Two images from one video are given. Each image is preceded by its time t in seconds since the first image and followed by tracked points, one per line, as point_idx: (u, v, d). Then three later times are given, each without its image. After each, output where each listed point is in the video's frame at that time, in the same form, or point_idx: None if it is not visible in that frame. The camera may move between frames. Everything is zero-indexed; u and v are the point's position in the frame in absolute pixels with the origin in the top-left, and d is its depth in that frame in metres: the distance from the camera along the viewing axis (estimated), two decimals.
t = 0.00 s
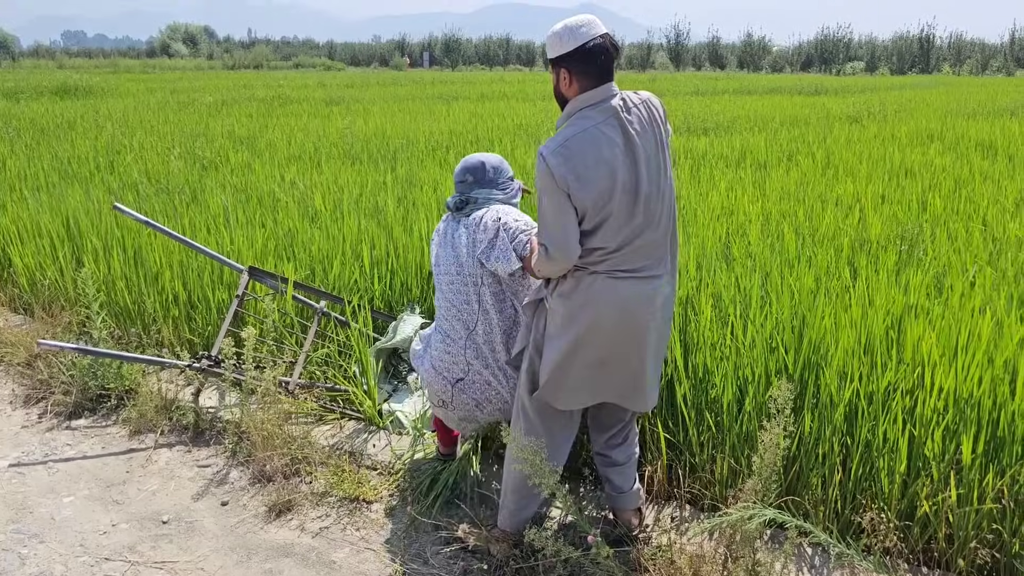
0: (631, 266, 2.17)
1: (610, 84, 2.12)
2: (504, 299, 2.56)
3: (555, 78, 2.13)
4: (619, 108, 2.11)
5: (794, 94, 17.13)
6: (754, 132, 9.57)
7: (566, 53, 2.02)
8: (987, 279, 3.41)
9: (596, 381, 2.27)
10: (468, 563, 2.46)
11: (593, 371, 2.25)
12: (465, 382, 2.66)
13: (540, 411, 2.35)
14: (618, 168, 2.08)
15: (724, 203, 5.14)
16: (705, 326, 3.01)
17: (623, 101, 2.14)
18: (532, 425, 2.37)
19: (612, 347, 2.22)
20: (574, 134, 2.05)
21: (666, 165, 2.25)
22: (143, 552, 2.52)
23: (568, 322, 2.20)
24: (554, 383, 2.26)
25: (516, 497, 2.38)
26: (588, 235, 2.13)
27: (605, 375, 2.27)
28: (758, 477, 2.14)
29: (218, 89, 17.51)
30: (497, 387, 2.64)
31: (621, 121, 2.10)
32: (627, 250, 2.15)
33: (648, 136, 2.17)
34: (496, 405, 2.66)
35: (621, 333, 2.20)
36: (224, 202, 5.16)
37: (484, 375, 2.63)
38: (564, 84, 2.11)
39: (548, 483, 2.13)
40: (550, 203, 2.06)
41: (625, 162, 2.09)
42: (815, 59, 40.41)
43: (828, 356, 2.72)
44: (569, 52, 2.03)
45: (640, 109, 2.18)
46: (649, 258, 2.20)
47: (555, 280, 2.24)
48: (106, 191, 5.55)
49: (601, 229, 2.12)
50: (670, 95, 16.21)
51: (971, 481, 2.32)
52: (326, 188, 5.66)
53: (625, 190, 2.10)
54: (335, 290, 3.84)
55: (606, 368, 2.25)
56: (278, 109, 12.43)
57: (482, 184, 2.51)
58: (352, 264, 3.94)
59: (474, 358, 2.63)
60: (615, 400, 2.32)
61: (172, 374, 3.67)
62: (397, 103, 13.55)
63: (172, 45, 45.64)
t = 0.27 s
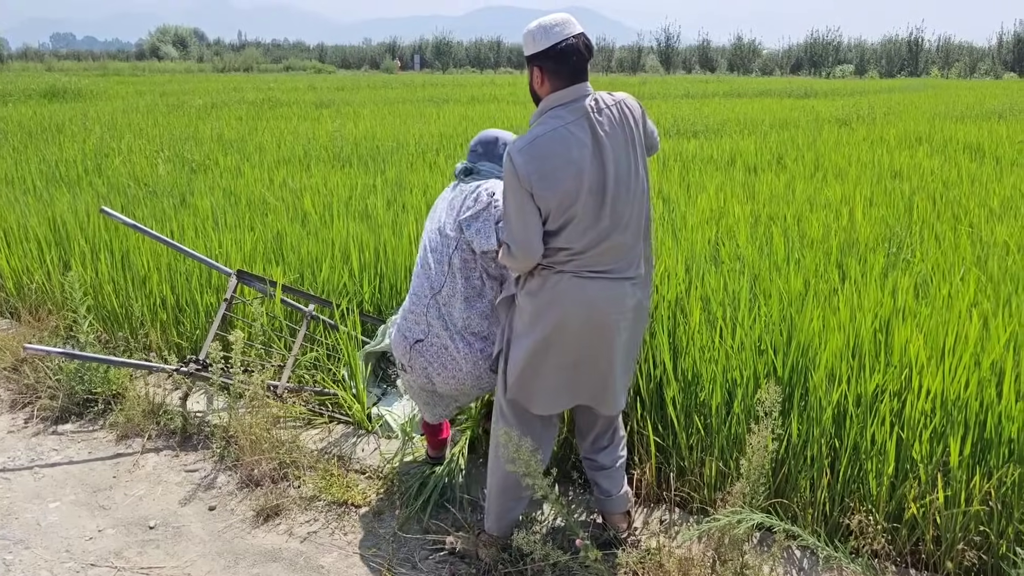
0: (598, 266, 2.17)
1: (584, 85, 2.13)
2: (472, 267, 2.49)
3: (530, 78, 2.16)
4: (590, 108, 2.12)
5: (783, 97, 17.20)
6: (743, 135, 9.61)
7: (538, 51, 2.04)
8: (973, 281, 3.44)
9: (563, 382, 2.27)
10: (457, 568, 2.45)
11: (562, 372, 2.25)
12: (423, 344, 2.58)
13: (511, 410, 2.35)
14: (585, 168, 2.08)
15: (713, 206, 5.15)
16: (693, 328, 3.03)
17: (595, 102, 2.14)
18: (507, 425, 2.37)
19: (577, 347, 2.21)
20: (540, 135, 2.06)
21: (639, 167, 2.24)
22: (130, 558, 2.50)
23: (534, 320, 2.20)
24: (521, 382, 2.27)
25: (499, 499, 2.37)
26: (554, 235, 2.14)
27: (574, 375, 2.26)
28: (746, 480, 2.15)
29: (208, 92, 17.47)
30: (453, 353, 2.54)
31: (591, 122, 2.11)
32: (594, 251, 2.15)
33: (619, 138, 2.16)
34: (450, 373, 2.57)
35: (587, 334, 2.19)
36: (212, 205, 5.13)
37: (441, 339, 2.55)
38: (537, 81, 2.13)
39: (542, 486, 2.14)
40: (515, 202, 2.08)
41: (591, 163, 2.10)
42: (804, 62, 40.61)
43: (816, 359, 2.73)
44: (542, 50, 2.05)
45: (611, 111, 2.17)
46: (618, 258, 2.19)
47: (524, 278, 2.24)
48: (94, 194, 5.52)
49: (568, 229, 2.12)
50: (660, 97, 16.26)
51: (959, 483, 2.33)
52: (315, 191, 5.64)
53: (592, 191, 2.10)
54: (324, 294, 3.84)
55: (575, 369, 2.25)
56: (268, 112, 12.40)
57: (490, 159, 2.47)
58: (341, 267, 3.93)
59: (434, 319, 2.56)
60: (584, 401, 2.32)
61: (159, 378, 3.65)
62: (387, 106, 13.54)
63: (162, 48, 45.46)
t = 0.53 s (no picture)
0: (585, 269, 2.16)
1: (577, 86, 2.12)
2: (454, 248, 2.45)
3: (523, 79, 2.14)
4: (583, 111, 2.11)
5: (779, 100, 17.25)
6: (740, 139, 9.62)
7: (532, 51, 2.03)
8: (972, 285, 3.44)
9: (550, 385, 2.26)
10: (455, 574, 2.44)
11: (549, 374, 2.24)
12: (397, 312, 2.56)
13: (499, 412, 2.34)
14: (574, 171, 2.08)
15: (711, 210, 5.15)
16: (691, 332, 3.02)
17: (588, 105, 2.13)
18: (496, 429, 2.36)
19: (565, 350, 2.21)
20: (531, 136, 2.06)
21: (630, 172, 2.24)
22: (125, 564, 2.48)
23: (520, 322, 2.19)
24: (508, 384, 2.25)
25: (493, 505, 2.36)
26: (541, 237, 2.13)
27: (561, 378, 2.25)
28: (745, 486, 2.15)
29: (204, 94, 17.45)
30: (421, 325, 2.52)
31: (583, 125, 2.10)
32: (582, 254, 2.14)
33: (610, 143, 2.16)
34: (416, 344, 2.55)
35: (575, 336, 2.19)
36: (209, 209, 5.12)
37: (413, 309, 2.53)
38: (531, 82, 2.11)
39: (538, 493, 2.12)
40: (503, 203, 2.07)
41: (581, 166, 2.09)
42: (800, 65, 40.72)
43: (814, 363, 2.73)
44: (536, 50, 2.04)
45: (604, 116, 2.16)
46: (606, 262, 2.19)
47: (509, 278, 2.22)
48: (89, 197, 5.50)
49: (556, 231, 2.11)
50: (656, 101, 16.29)
51: (958, 489, 2.32)
52: (312, 195, 5.63)
53: (580, 194, 2.10)
54: (321, 298, 3.82)
55: (562, 371, 2.24)
56: (265, 115, 12.39)
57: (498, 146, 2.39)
58: (339, 272, 3.92)
59: (410, 289, 2.54)
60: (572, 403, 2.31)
61: (155, 383, 3.63)
62: (384, 110, 13.53)
63: (158, 51, 45.42)
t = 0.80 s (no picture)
0: (585, 278, 2.15)
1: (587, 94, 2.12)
2: (456, 248, 2.41)
3: (533, 85, 2.13)
4: (592, 122, 2.10)
5: (781, 108, 17.28)
6: (743, 147, 9.64)
7: (542, 55, 2.02)
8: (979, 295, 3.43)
9: (548, 393, 2.25)
10: None
11: (547, 381, 2.23)
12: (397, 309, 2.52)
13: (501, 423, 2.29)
14: (579, 181, 2.07)
15: (715, 218, 5.15)
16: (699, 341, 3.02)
17: (598, 114, 2.13)
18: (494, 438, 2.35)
19: (563, 357, 2.20)
20: (539, 143, 2.05)
21: (634, 184, 2.23)
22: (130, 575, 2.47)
23: (517, 330, 2.18)
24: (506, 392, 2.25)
25: (496, 514, 2.35)
26: (541, 244, 2.13)
27: (559, 385, 2.24)
28: (754, 497, 2.14)
29: (206, 101, 17.47)
30: (421, 322, 2.47)
31: (591, 136, 2.09)
32: (582, 263, 2.13)
33: (617, 154, 2.15)
34: (415, 342, 2.50)
35: (572, 343, 2.18)
36: (213, 217, 5.12)
37: (414, 305, 2.49)
38: (542, 87, 2.10)
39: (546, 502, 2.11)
40: (503, 207, 2.07)
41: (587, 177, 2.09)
42: (801, 73, 40.82)
43: (823, 374, 2.72)
44: (545, 55, 2.04)
45: (613, 127, 2.16)
46: (606, 272, 2.18)
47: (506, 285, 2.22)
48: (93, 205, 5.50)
49: (555, 240, 2.11)
50: (658, 109, 16.33)
51: (968, 501, 2.31)
52: (316, 203, 5.63)
53: (584, 204, 2.10)
54: (326, 306, 3.82)
55: (559, 378, 2.23)
56: (268, 122, 12.41)
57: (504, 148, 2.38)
58: (344, 280, 3.91)
59: (411, 285, 2.50)
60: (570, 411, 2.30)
61: (159, 391, 3.62)
62: (386, 117, 13.55)
63: (160, 58, 45.53)
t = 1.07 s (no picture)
0: (589, 284, 2.15)
1: (598, 102, 2.11)
2: (460, 250, 2.41)
3: (544, 89, 2.13)
4: (602, 130, 2.10)
5: (782, 113, 17.31)
6: (746, 152, 9.65)
7: (554, 61, 2.02)
8: (987, 302, 3.43)
9: (550, 399, 2.25)
10: None
11: (550, 387, 2.22)
12: (402, 312, 2.49)
13: (506, 431, 2.29)
14: (587, 187, 2.07)
15: (721, 224, 5.15)
16: (709, 349, 3.02)
17: (609, 122, 2.12)
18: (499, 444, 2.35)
19: (565, 363, 2.19)
20: (548, 147, 2.05)
21: (641, 192, 2.22)
22: None
23: (519, 337, 2.18)
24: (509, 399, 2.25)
25: (503, 520, 2.35)
26: (546, 250, 2.13)
27: (562, 390, 2.24)
28: (769, 506, 2.15)
29: (208, 105, 17.49)
30: (426, 324, 2.44)
31: (600, 143, 2.09)
32: (586, 269, 2.13)
33: (626, 162, 2.13)
34: (420, 345, 2.46)
35: (574, 349, 2.17)
36: (219, 221, 5.12)
37: (419, 308, 2.46)
38: (552, 92, 2.10)
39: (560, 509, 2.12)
40: (510, 210, 2.06)
41: (595, 183, 2.09)
42: (801, 78, 40.89)
43: (835, 382, 2.71)
44: (559, 59, 2.03)
45: (623, 134, 2.14)
46: (610, 278, 2.17)
47: (508, 290, 2.22)
48: (99, 209, 5.50)
49: (560, 246, 2.11)
50: (660, 114, 16.35)
51: (981, 509, 2.30)
52: (321, 207, 5.63)
53: (591, 210, 2.10)
54: (333, 311, 3.81)
55: (562, 384, 2.22)
56: (271, 126, 12.42)
57: (508, 147, 2.38)
58: (351, 286, 3.91)
59: (415, 288, 2.48)
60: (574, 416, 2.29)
61: (167, 396, 3.62)
62: (389, 121, 13.57)
63: (162, 61, 45.59)
